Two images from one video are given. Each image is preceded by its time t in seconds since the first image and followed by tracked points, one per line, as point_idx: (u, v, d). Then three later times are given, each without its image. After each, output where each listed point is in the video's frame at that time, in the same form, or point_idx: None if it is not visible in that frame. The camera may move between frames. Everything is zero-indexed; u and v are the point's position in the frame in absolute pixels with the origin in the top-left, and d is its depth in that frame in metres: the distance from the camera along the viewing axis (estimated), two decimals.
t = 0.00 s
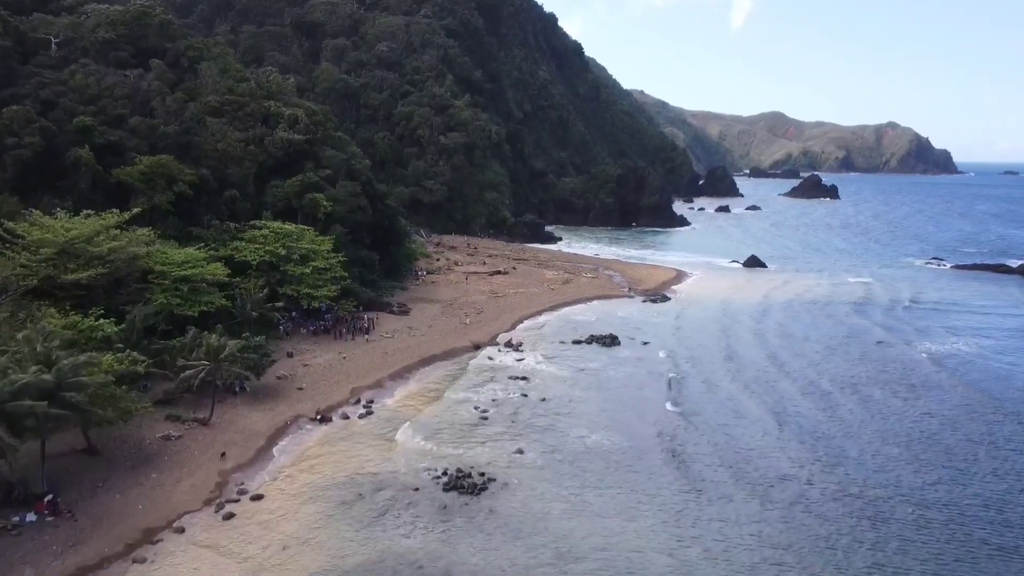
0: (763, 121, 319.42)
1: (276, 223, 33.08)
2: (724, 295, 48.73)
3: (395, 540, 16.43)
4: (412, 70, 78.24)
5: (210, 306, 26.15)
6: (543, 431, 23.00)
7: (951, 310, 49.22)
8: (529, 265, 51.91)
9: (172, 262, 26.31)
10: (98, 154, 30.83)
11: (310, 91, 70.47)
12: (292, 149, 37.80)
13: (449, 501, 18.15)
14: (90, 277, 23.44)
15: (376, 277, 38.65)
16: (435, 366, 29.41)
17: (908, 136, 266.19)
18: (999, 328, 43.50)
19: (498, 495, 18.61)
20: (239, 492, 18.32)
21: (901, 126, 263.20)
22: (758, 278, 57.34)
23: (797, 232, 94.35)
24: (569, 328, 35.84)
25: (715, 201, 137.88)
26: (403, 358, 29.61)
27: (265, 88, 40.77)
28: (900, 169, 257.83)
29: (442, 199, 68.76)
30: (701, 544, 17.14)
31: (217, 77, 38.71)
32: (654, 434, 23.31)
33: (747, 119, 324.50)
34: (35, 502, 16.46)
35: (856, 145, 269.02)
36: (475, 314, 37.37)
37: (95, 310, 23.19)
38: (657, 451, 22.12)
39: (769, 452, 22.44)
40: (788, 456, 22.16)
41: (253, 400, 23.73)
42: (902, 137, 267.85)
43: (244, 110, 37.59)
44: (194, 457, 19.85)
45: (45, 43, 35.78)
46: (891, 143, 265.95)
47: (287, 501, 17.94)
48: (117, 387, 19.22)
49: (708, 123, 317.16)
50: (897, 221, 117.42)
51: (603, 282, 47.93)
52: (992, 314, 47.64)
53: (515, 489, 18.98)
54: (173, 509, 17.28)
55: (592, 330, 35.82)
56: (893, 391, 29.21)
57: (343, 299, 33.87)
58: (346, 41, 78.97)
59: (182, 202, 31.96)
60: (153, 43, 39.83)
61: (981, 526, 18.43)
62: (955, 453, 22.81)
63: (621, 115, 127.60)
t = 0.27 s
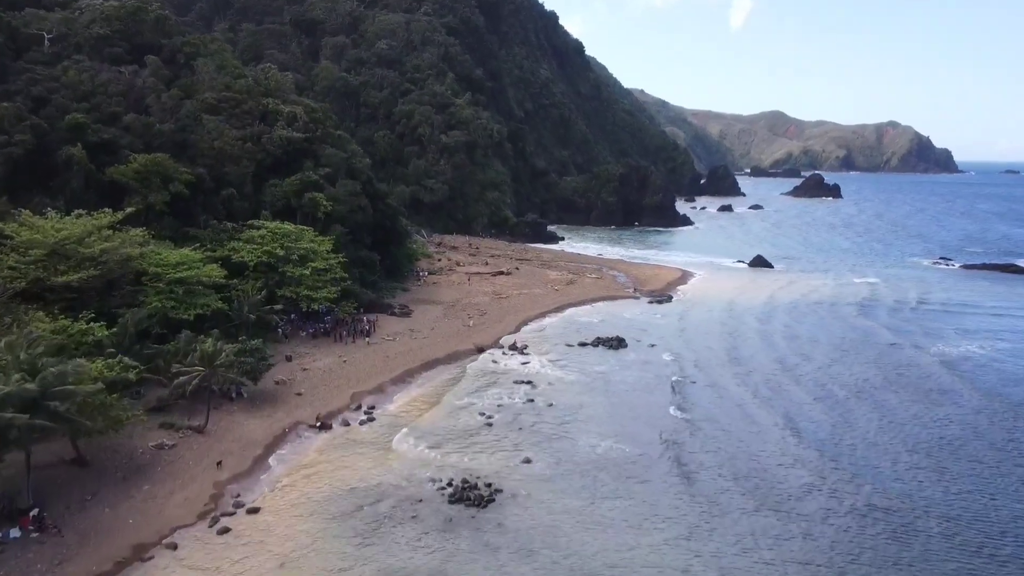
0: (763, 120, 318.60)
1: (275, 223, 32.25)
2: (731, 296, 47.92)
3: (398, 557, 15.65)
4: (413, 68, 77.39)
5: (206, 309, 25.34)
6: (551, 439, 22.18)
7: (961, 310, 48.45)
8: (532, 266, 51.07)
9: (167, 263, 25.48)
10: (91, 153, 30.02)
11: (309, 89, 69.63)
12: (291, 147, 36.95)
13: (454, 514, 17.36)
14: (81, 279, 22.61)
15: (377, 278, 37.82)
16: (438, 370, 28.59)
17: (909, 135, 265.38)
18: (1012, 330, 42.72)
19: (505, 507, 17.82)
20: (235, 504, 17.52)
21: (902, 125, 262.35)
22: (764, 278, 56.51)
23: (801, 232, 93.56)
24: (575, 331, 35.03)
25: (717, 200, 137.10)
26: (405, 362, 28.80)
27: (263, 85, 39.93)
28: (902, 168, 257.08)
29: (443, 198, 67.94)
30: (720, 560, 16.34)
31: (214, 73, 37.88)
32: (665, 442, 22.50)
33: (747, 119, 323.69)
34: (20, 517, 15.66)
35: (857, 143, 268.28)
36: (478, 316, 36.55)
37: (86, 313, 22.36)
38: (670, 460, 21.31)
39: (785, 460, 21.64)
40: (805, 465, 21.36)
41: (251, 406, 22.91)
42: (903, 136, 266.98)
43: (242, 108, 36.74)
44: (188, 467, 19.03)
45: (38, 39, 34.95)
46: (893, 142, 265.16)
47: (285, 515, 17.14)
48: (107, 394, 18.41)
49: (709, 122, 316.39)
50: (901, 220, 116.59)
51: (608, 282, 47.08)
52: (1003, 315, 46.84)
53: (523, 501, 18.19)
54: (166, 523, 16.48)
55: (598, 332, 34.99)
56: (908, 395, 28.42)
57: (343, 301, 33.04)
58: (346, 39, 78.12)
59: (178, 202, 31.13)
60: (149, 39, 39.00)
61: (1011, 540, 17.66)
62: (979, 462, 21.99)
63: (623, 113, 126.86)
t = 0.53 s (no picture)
0: (764, 118, 317.78)
1: (273, 222, 31.42)
2: (737, 296, 47.08)
3: None
4: (413, 65, 76.51)
5: (201, 312, 24.51)
6: (560, 447, 21.36)
7: (972, 311, 47.65)
8: (535, 266, 50.24)
9: (161, 264, 24.65)
10: (84, 150, 29.20)
11: (309, 87, 68.74)
12: (290, 145, 36.09)
13: (461, 529, 16.57)
14: (71, 281, 21.75)
15: (377, 279, 37.04)
16: (441, 374, 27.80)
17: (910, 133, 264.43)
18: None
19: (514, 521, 17.03)
20: (230, 518, 16.73)
21: (903, 124, 261.44)
22: (770, 278, 55.69)
23: (804, 231, 92.74)
24: (581, 333, 34.22)
25: (719, 199, 136.26)
26: (407, 365, 28.03)
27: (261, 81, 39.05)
28: (903, 167, 256.32)
29: (444, 197, 67.09)
30: None
31: (211, 69, 37.02)
32: (677, 450, 21.68)
33: (748, 117, 322.71)
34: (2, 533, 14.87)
35: (858, 142, 267.41)
36: (481, 318, 35.75)
37: (76, 316, 21.50)
38: (683, 469, 20.48)
39: (803, 470, 20.83)
40: (824, 474, 20.54)
41: (247, 413, 22.09)
42: (904, 134, 265.96)
43: (240, 104, 35.89)
44: (181, 478, 18.22)
45: (30, 34, 34.06)
46: (894, 141, 264.23)
47: (283, 530, 16.35)
48: (97, 403, 17.61)
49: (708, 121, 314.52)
50: (904, 219, 115.79)
51: (613, 283, 46.26)
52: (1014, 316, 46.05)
53: (533, 514, 17.39)
54: (158, 539, 15.70)
55: (604, 334, 34.17)
56: (925, 399, 27.60)
57: (343, 303, 32.26)
58: (345, 37, 77.21)
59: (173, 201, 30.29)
60: (144, 35, 38.13)
61: None
62: (1003, 471, 21.20)
63: (624, 112, 126.02)
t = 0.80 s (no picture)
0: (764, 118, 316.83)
1: (271, 222, 30.58)
2: (744, 297, 46.25)
3: None
4: (414, 63, 75.63)
5: (196, 315, 23.70)
6: (569, 457, 20.56)
7: (982, 313, 46.85)
8: (538, 267, 49.40)
9: (154, 266, 23.82)
10: (77, 149, 28.37)
11: (308, 85, 67.84)
12: (288, 143, 35.22)
13: (467, 546, 15.76)
14: (61, 284, 20.85)
15: (377, 281, 36.23)
16: (443, 379, 26.98)
17: (911, 133, 263.54)
18: None
19: (523, 538, 16.22)
20: (224, 534, 15.94)
21: (904, 124, 260.53)
22: (776, 279, 54.86)
23: (808, 231, 91.90)
24: (586, 336, 33.41)
25: (721, 199, 135.39)
26: (409, 370, 27.22)
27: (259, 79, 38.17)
28: (904, 167, 255.51)
29: (445, 197, 66.25)
30: None
31: (208, 66, 36.15)
32: (691, 460, 20.85)
33: (748, 117, 321.71)
34: None
35: (859, 142, 266.50)
36: (484, 320, 34.94)
37: (65, 321, 20.64)
38: (697, 480, 19.68)
39: (822, 481, 20.03)
40: (844, 486, 19.74)
41: (243, 421, 21.28)
42: (905, 133, 265.02)
43: (237, 102, 35.03)
44: (173, 490, 17.42)
45: (22, 30, 33.18)
46: (895, 141, 263.33)
47: (280, 547, 15.56)
48: (85, 413, 16.77)
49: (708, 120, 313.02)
50: (907, 219, 114.95)
51: (618, 284, 45.44)
52: None
53: (542, 530, 16.59)
54: (148, 557, 14.90)
55: (611, 337, 33.33)
56: (943, 404, 26.77)
57: (343, 305, 31.45)
58: (345, 35, 76.31)
59: (168, 201, 29.45)
60: (139, 31, 37.25)
61: None
62: None
63: (625, 111, 125.14)
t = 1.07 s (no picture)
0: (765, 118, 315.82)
1: (268, 223, 29.74)
2: (751, 298, 45.39)
3: None
4: (414, 62, 74.79)
5: (189, 320, 22.92)
6: (577, 468, 19.75)
7: (994, 314, 45.99)
8: (540, 268, 48.57)
9: (146, 269, 22.99)
10: (68, 147, 27.56)
11: (307, 84, 66.97)
12: (286, 142, 34.37)
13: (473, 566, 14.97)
14: (48, 288, 19.93)
15: (377, 283, 35.41)
16: (445, 385, 26.16)
17: (912, 133, 262.56)
18: None
19: (531, 556, 15.44)
20: (216, 553, 15.14)
21: (906, 123, 259.54)
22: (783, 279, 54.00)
23: (812, 231, 91.01)
24: (592, 339, 32.59)
25: (722, 199, 134.48)
26: (409, 376, 26.39)
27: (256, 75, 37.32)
28: (905, 167, 254.32)
29: (446, 197, 65.40)
30: None
31: (204, 63, 35.31)
32: (704, 471, 20.04)
33: (749, 117, 320.72)
34: None
35: (860, 141, 265.50)
36: (487, 323, 34.12)
37: (52, 327, 19.75)
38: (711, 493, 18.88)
39: (842, 493, 19.18)
40: (865, 498, 18.94)
41: (237, 430, 20.47)
42: (906, 133, 264.04)
43: (234, 99, 34.19)
44: (163, 505, 16.60)
45: (13, 25, 32.34)
46: (896, 140, 262.33)
47: (275, 567, 14.76)
48: (70, 426, 15.95)
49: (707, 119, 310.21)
50: (910, 219, 114.03)
51: (622, 286, 44.62)
52: None
53: (551, 548, 15.79)
54: None
55: (617, 341, 32.47)
56: (961, 411, 25.92)
57: (342, 308, 30.63)
58: (344, 33, 75.45)
59: (162, 201, 28.61)
60: (133, 27, 36.40)
61: None
62: None
63: (626, 110, 124.28)
